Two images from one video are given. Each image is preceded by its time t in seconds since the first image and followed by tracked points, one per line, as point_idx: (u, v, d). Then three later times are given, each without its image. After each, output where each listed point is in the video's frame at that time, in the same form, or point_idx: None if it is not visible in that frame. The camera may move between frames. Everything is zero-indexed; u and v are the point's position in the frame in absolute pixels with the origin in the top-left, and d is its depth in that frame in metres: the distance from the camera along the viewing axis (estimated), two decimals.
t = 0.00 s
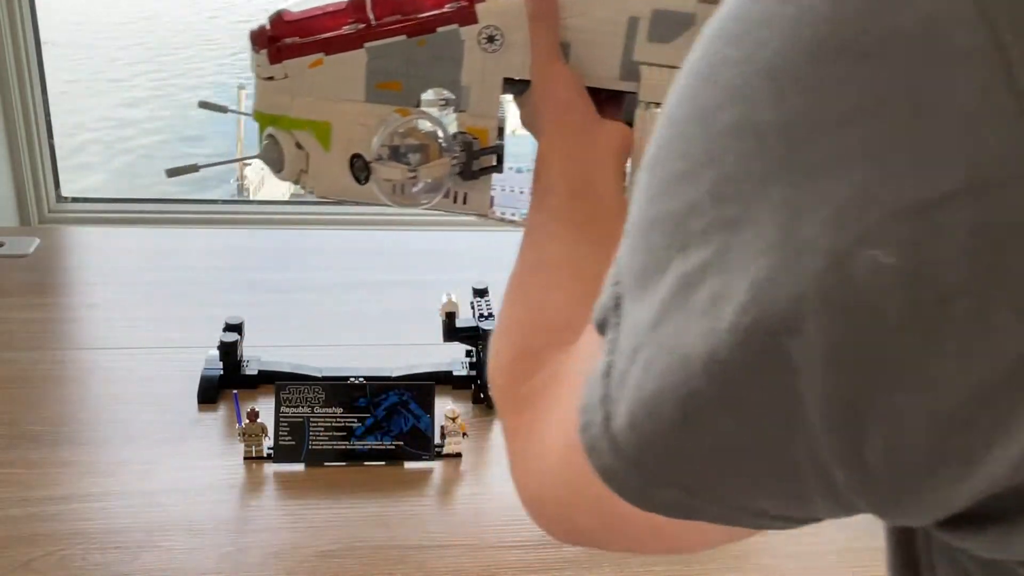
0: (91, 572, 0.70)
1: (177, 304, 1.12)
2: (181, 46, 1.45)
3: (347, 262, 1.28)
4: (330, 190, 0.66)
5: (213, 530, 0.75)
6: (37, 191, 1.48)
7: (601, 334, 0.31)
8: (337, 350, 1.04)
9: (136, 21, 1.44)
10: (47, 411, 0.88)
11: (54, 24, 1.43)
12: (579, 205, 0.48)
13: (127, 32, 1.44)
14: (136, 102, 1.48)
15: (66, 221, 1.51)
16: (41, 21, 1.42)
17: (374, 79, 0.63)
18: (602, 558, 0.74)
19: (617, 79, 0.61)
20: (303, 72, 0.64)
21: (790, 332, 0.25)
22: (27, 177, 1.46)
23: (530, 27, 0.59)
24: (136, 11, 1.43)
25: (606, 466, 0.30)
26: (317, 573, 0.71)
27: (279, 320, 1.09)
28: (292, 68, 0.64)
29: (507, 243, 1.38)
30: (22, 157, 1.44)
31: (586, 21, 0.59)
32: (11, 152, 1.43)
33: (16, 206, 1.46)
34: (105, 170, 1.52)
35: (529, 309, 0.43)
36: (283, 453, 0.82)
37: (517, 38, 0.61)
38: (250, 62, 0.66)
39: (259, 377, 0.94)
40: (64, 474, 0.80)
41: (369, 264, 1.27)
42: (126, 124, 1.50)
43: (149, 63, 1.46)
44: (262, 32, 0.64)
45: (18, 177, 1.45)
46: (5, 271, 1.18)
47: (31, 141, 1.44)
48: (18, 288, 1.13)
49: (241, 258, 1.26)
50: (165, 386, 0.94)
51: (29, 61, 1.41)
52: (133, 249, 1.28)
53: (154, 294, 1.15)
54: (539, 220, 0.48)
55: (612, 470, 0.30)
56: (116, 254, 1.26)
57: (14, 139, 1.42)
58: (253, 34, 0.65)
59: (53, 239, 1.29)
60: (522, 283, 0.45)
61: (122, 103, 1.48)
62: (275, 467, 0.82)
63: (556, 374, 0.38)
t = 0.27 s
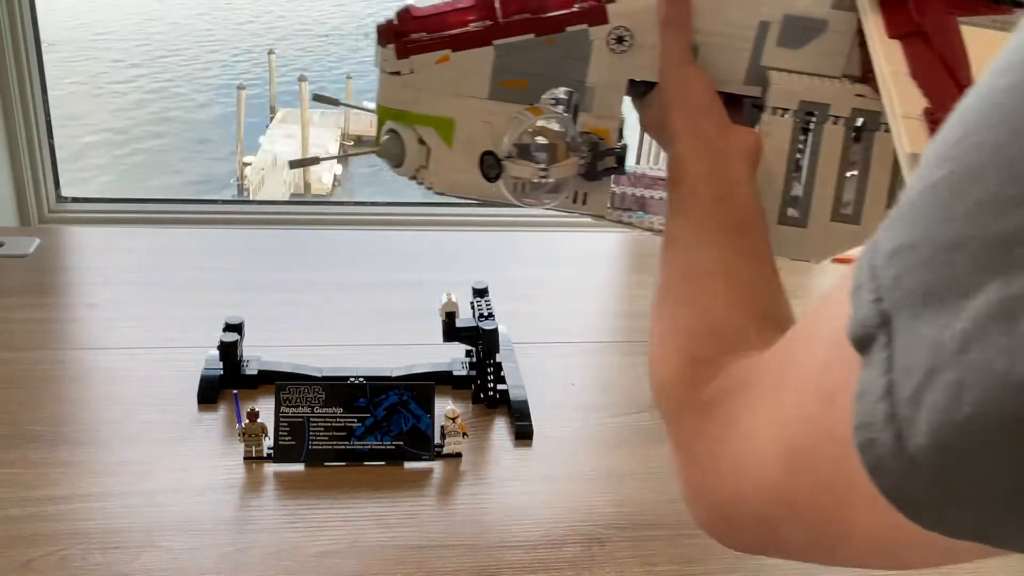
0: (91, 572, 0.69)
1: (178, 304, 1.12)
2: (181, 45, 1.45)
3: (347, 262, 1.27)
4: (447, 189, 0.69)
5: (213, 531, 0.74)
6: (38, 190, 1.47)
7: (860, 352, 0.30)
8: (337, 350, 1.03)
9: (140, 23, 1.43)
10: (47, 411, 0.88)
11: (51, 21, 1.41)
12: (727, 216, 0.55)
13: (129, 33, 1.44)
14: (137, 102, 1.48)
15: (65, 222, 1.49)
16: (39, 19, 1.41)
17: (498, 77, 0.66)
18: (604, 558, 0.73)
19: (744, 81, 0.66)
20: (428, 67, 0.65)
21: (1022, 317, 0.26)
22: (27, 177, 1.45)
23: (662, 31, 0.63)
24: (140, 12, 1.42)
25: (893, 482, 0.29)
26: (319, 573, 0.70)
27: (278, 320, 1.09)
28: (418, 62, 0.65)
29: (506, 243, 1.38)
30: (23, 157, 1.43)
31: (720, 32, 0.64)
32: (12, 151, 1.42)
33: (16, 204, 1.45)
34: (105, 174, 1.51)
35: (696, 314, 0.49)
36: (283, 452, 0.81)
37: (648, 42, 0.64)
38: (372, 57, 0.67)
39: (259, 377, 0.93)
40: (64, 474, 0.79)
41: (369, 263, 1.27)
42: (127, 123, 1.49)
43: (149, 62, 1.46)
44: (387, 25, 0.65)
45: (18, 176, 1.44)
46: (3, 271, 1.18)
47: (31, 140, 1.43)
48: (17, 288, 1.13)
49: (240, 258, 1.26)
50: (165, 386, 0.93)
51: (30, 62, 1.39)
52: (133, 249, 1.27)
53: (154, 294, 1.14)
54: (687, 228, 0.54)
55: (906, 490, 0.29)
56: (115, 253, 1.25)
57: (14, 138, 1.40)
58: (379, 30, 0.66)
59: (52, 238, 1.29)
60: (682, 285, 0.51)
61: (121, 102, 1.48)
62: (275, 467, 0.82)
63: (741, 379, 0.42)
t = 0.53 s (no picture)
0: (92, 572, 0.69)
1: (179, 304, 1.12)
2: (182, 48, 1.45)
3: (347, 262, 1.28)
4: (561, 216, 0.78)
5: (213, 532, 0.74)
6: (39, 190, 1.45)
7: None
8: (337, 350, 1.03)
9: (139, 27, 1.43)
10: (47, 411, 0.88)
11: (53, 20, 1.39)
12: (848, 247, 0.60)
13: (128, 37, 1.43)
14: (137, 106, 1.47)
15: (66, 222, 1.48)
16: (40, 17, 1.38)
17: (616, 113, 0.75)
18: (604, 558, 0.74)
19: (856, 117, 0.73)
20: (546, 103, 0.75)
21: None
22: (28, 178, 1.42)
23: (779, 68, 0.70)
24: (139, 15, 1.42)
25: None
26: (320, 573, 0.70)
27: (278, 320, 1.09)
28: (538, 97, 0.75)
29: (506, 243, 1.38)
30: (24, 158, 1.40)
31: (833, 71, 0.71)
32: (12, 151, 1.39)
33: (17, 206, 1.43)
34: (103, 173, 1.50)
35: (825, 344, 0.54)
36: (283, 453, 0.81)
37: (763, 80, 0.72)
38: (495, 89, 0.76)
39: (259, 377, 0.93)
40: (65, 474, 0.79)
41: (369, 264, 1.27)
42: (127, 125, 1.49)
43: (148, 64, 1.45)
44: (511, 63, 0.75)
45: (19, 176, 1.41)
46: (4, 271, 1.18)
47: (32, 141, 1.40)
48: (16, 288, 1.13)
49: (240, 258, 1.26)
50: (167, 386, 0.94)
51: (29, 63, 1.37)
52: (133, 250, 1.28)
53: (155, 295, 1.14)
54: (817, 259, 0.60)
55: None
56: (115, 254, 1.26)
57: (14, 140, 1.38)
58: (500, 67, 0.75)
59: (52, 238, 1.29)
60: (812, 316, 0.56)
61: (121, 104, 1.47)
62: (275, 467, 0.82)
63: (900, 405, 0.47)
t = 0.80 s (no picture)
0: (92, 572, 0.69)
1: (180, 304, 1.12)
2: (182, 49, 1.44)
3: (347, 262, 1.28)
4: (634, 251, 0.81)
5: (213, 531, 0.74)
6: (39, 191, 1.44)
7: None
8: (337, 350, 1.03)
9: (139, 27, 1.42)
10: (48, 411, 0.88)
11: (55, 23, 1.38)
12: (923, 284, 0.62)
13: (127, 37, 1.42)
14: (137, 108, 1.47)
15: (66, 221, 1.48)
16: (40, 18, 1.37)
17: (691, 152, 0.77)
18: (603, 558, 0.74)
19: (929, 158, 0.75)
20: (624, 140, 0.78)
21: None
22: (28, 178, 1.41)
23: (854, 110, 0.73)
24: (138, 16, 1.42)
25: None
26: (320, 572, 0.70)
27: (279, 319, 1.09)
28: (615, 134, 0.78)
29: (506, 243, 1.38)
30: (24, 158, 1.39)
31: (909, 113, 0.74)
32: (12, 152, 1.38)
33: (17, 208, 1.42)
34: (103, 173, 1.49)
35: (905, 381, 0.57)
36: (283, 453, 0.81)
37: (837, 121, 0.75)
38: (573, 126, 0.80)
39: (259, 377, 0.93)
40: (65, 474, 0.79)
41: (369, 263, 1.27)
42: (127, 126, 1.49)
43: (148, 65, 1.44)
44: (590, 101, 0.78)
45: (18, 177, 1.41)
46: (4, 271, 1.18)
47: (31, 142, 1.39)
48: (16, 288, 1.13)
49: (240, 258, 1.26)
50: (168, 386, 0.94)
51: (29, 63, 1.35)
52: (133, 250, 1.28)
53: (155, 296, 1.14)
54: (891, 296, 0.62)
55: None
56: (115, 254, 1.26)
57: (14, 141, 1.37)
58: (578, 104, 0.78)
59: (52, 238, 1.29)
60: (891, 354, 0.58)
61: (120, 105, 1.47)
62: (275, 467, 0.82)
63: (978, 440, 0.50)
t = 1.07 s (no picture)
0: (92, 572, 0.69)
1: (180, 304, 1.12)
2: (182, 49, 1.44)
3: (347, 262, 1.27)
4: (667, 294, 0.83)
5: (213, 532, 0.74)
6: (39, 191, 1.44)
7: None
8: (337, 350, 1.03)
9: (139, 27, 1.42)
10: (48, 411, 0.88)
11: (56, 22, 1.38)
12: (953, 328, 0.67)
13: (127, 37, 1.42)
14: (138, 108, 1.47)
15: (66, 221, 1.48)
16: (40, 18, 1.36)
17: (724, 198, 0.80)
18: (604, 558, 0.73)
19: (955, 204, 0.78)
20: (657, 187, 0.81)
21: None
22: (28, 179, 1.41)
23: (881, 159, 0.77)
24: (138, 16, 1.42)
25: None
26: (320, 572, 0.70)
27: (279, 319, 1.09)
28: (649, 180, 0.81)
29: (506, 243, 1.38)
30: (24, 159, 1.39)
31: (936, 161, 0.77)
32: (12, 152, 1.38)
33: (17, 208, 1.42)
34: (104, 173, 1.49)
35: (938, 421, 0.61)
36: (283, 453, 0.81)
37: (868, 169, 0.78)
38: (607, 172, 0.82)
39: (259, 377, 0.93)
40: (66, 474, 0.79)
41: (369, 264, 1.27)
42: (128, 126, 1.49)
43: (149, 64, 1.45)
44: (623, 147, 0.81)
45: (19, 177, 1.40)
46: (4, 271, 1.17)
47: (31, 142, 1.39)
48: (16, 288, 1.13)
49: (240, 258, 1.26)
50: (169, 386, 0.94)
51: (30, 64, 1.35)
52: (132, 249, 1.28)
53: (156, 296, 1.14)
54: (923, 340, 0.67)
55: None
56: (115, 254, 1.26)
57: (14, 141, 1.37)
58: (612, 150, 0.81)
59: (52, 238, 1.29)
60: (923, 395, 0.63)
61: (121, 105, 1.47)
62: (275, 467, 0.82)
63: (1012, 477, 0.55)
